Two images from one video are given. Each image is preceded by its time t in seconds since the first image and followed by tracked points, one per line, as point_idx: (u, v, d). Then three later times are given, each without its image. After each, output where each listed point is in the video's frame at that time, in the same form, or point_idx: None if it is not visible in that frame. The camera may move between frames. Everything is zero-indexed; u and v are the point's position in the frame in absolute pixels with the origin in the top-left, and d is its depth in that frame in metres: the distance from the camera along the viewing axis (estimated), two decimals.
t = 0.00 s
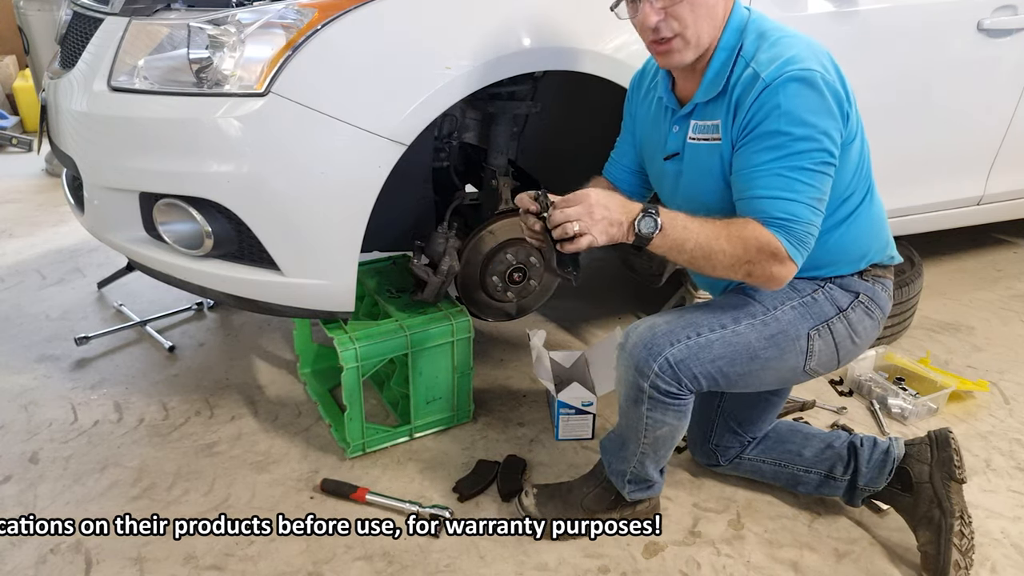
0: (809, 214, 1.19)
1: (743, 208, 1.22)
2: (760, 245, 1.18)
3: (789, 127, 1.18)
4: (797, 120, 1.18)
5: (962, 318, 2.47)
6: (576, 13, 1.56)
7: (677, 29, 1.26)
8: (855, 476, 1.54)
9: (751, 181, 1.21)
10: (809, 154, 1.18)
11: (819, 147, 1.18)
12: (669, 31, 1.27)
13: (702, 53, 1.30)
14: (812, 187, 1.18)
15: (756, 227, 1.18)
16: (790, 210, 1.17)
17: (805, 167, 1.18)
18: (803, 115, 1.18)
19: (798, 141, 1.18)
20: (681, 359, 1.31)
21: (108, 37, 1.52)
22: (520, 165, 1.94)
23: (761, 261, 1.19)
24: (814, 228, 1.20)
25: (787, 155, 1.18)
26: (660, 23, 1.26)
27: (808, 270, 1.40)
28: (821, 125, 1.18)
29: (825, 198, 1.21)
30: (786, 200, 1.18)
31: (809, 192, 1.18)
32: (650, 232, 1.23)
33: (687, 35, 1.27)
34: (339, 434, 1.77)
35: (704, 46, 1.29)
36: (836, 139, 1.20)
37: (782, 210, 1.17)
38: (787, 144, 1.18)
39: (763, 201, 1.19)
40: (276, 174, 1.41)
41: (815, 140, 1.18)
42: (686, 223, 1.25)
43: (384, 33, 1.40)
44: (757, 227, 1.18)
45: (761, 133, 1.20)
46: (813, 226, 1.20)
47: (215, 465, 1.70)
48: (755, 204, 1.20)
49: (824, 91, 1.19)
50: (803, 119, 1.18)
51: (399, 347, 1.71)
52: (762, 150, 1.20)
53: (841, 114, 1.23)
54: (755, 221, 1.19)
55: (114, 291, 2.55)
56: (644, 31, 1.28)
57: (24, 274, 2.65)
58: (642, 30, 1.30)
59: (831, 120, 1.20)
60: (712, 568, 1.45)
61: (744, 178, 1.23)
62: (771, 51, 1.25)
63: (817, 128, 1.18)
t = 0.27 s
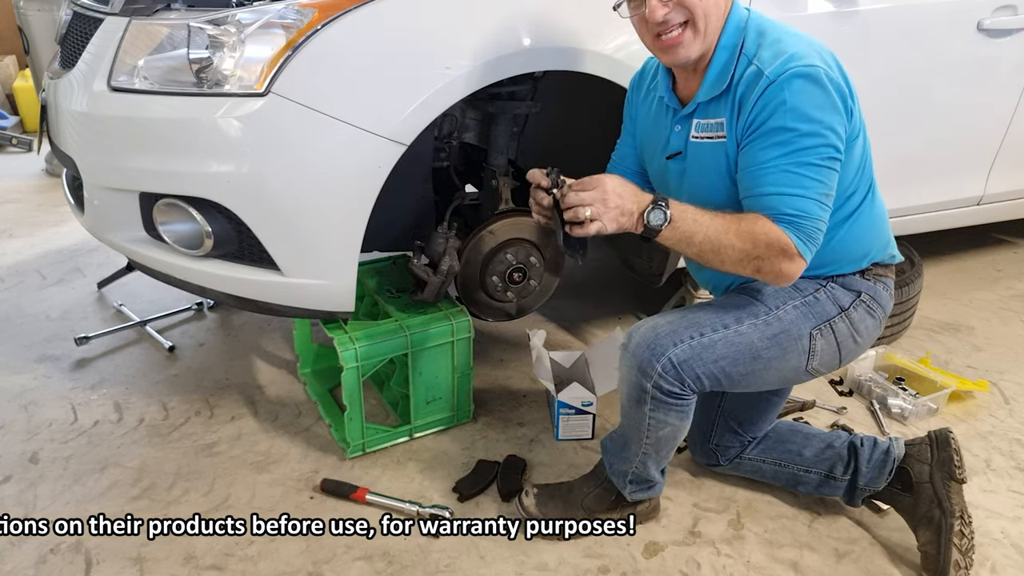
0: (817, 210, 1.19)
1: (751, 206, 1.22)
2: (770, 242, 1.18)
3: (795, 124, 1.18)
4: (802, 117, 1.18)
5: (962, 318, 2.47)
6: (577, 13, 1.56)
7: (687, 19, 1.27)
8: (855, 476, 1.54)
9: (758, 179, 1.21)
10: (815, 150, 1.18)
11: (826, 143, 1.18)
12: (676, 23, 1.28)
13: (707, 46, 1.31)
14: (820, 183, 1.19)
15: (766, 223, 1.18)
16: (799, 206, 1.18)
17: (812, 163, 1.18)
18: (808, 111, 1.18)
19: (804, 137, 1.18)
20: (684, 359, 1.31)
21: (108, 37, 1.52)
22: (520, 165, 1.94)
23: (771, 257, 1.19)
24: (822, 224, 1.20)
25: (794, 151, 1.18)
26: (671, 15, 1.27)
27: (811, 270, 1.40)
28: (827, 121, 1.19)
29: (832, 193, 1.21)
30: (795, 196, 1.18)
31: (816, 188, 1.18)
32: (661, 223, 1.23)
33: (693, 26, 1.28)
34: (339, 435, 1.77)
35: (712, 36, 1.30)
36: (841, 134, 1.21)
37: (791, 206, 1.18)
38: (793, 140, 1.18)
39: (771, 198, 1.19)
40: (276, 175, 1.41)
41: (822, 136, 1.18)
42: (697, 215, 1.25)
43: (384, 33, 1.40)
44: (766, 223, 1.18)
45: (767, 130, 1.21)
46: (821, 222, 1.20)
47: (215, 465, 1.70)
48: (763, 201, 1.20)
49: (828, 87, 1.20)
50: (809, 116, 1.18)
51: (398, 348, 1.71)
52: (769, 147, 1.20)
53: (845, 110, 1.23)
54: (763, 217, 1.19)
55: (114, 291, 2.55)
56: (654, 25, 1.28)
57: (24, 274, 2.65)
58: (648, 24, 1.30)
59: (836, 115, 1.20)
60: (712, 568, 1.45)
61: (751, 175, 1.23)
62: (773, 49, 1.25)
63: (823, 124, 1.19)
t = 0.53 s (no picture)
0: (815, 208, 1.19)
1: (749, 203, 1.23)
2: (767, 240, 1.17)
3: (794, 122, 1.18)
4: (802, 115, 1.18)
5: (962, 318, 2.47)
6: (577, 13, 1.56)
7: (688, 16, 1.27)
8: (855, 476, 1.54)
9: (757, 176, 1.21)
10: (814, 148, 1.18)
11: (825, 142, 1.18)
12: (677, 20, 1.27)
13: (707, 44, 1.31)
14: (818, 181, 1.19)
15: (762, 221, 1.18)
16: (797, 204, 1.18)
17: (811, 161, 1.18)
18: (808, 110, 1.18)
19: (803, 135, 1.18)
20: (683, 358, 1.31)
21: (108, 37, 1.52)
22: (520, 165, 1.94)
23: (767, 255, 1.19)
24: (819, 223, 1.20)
25: (792, 149, 1.18)
26: (671, 11, 1.27)
27: (810, 271, 1.40)
28: (826, 119, 1.19)
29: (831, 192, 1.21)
30: (793, 194, 1.18)
31: (815, 186, 1.18)
32: (657, 219, 1.23)
33: (694, 23, 1.28)
34: (339, 435, 1.77)
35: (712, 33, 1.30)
36: (841, 133, 1.21)
37: (788, 204, 1.18)
38: (792, 138, 1.18)
39: (769, 195, 1.19)
40: (275, 175, 1.41)
41: (821, 134, 1.18)
42: (693, 212, 1.25)
43: (384, 33, 1.40)
44: (763, 220, 1.18)
45: (767, 128, 1.21)
46: (819, 220, 1.20)
47: (215, 465, 1.70)
48: (762, 199, 1.20)
49: (828, 86, 1.20)
50: (808, 114, 1.18)
51: (399, 347, 1.71)
52: (768, 145, 1.20)
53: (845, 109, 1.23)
54: (760, 214, 1.19)
55: (114, 291, 2.55)
56: (654, 20, 1.28)
57: (24, 274, 2.65)
58: (648, 20, 1.30)
59: (836, 114, 1.20)
60: (712, 568, 1.45)
61: (750, 172, 1.23)
62: (774, 48, 1.25)
63: (823, 123, 1.18)
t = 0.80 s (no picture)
0: (817, 211, 1.18)
1: (752, 209, 1.22)
2: (772, 246, 1.17)
3: (793, 126, 1.18)
4: (801, 118, 1.18)
5: (962, 318, 2.47)
6: (577, 13, 1.56)
7: (664, 38, 1.26)
8: (855, 476, 1.54)
9: (758, 181, 1.21)
10: (814, 151, 1.18)
11: (824, 144, 1.18)
12: (654, 42, 1.27)
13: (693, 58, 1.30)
14: (820, 183, 1.18)
15: (768, 227, 1.18)
16: (800, 208, 1.17)
17: (811, 164, 1.17)
18: (806, 113, 1.18)
19: (803, 138, 1.18)
20: (681, 356, 1.31)
21: (108, 37, 1.52)
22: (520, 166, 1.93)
23: (773, 260, 1.18)
24: (823, 225, 1.20)
25: (792, 153, 1.18)
26: (645, 35, 1.26)
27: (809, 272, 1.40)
28: (825, 122, 1.19)
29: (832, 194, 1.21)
30: (795, 197, 1.17)
31: (817, 189, 1.18)
32: (660, 236, 1.20)
33: (671, 46, 1.27)
34: (339, 434, 1.77)
35: (692, 53, 1.29)
36: (840, 135, 1.21)
37: (791, 207, 1.17)
38: (792, 142, 1.18)
39: (771, 200, 1.18)
40: (275, 175, 1.41)
41: (820, 137, 1.18)
42: (696, 224, 1.22)
43: (383, 33, 1.40)
44: (767, 226, 1.18)
45: (766, 132, 1.20)
46: (822, 223, 1.20)
47: (215, 465, 1.70)
48: (764, 204, 1.19)
49: (825, 88, 1.20)
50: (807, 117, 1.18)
51: (398, 347, 1.71)
52: (768, 149, 1.20)
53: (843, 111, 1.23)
54: (764, 221, 1.18)
55: (113, 291, 2.55)
56: (629, 41, 1.29)
57: (23, 274, 2.65)
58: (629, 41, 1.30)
59: (834, 117, 1.20)
60: (712, 568, 1.45)
61: (750, 177, 1.22)
62: (770, 52, 1.25)
63: (822, 125, 1.18)
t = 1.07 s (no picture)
0: (822, 213, 1.19)
1: (758, 217, 1.23)
2: (780, 256, 1.19)
3: (794, 130, 1.18)
4: (800, 121, 1.18)
5: (963, 318, 2.47)
6: (576, 13, 1.56)
7: (646, 48, 1.28)
8: (854, 476, 1.54)
9: (761, 188, 1.21)
10: (815, 154, 1.18)
11: (824, 146, 1.18)
12: (636, 51, 1.29)
13: (681, 64, 1.31)
14: (824, 186, 1.18)
15: (777, 236, 1.19)
16: (806, 213, 1.18)
17: (814, 167, 1.18)
18: (805, 116, 1.18)
19: (804, 142, 1.18)
20: (676, 352, 1.32)
21: (108, 37, 1.52)
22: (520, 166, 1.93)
23: (784, 269, 1.20)
24: (829, 227, 1.20)
25: (794, 158, 1.18)
26: (629, 44, 1.28)
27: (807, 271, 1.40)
28: (824, 124, 1.19)
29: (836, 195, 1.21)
30: (799, 202, 1.18)
31: (821, 191, 1.18)
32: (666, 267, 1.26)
33: (653, 55, 1.28)
34: (339, 435, 1.77)
35: (675, 62, 1.30)
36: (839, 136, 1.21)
37: (796, 212, 1.18)
38: (794, 146, 1.18)
39: (777, 207, 1.19)
40: (274, 175, 1.41)
41: (820, 140, 1.18)
42: (701, 246, 1.25)
43: (383, 33, 1.40)
44: (774, 235, 1.19)
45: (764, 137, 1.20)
46: (828, 225, 1.20)
47: (215, 465, 1.70)
48: (771, 211, 1.20)
49: (822, 91, 1.20)
50: (806, 121, 1.18)
51: (398, 347, 1.71)
52: (769, 153, 1.20)
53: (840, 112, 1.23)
54: (772, 231, 1.20)
55: (113, 291, 2.55)
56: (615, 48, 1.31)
57: (23, 274, 2.65)
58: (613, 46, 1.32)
59: (832, 119, 1.20)
60: (712, 568, 1.45)
61: (752, 183, 1.23)
62: (765, 57, 1.25)
63: (821, 127, 1.18)
